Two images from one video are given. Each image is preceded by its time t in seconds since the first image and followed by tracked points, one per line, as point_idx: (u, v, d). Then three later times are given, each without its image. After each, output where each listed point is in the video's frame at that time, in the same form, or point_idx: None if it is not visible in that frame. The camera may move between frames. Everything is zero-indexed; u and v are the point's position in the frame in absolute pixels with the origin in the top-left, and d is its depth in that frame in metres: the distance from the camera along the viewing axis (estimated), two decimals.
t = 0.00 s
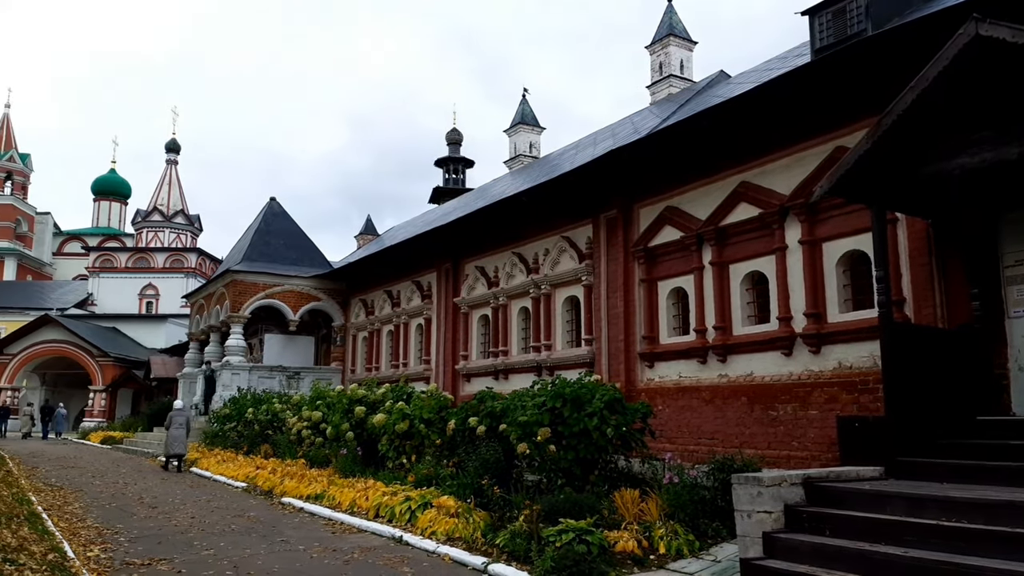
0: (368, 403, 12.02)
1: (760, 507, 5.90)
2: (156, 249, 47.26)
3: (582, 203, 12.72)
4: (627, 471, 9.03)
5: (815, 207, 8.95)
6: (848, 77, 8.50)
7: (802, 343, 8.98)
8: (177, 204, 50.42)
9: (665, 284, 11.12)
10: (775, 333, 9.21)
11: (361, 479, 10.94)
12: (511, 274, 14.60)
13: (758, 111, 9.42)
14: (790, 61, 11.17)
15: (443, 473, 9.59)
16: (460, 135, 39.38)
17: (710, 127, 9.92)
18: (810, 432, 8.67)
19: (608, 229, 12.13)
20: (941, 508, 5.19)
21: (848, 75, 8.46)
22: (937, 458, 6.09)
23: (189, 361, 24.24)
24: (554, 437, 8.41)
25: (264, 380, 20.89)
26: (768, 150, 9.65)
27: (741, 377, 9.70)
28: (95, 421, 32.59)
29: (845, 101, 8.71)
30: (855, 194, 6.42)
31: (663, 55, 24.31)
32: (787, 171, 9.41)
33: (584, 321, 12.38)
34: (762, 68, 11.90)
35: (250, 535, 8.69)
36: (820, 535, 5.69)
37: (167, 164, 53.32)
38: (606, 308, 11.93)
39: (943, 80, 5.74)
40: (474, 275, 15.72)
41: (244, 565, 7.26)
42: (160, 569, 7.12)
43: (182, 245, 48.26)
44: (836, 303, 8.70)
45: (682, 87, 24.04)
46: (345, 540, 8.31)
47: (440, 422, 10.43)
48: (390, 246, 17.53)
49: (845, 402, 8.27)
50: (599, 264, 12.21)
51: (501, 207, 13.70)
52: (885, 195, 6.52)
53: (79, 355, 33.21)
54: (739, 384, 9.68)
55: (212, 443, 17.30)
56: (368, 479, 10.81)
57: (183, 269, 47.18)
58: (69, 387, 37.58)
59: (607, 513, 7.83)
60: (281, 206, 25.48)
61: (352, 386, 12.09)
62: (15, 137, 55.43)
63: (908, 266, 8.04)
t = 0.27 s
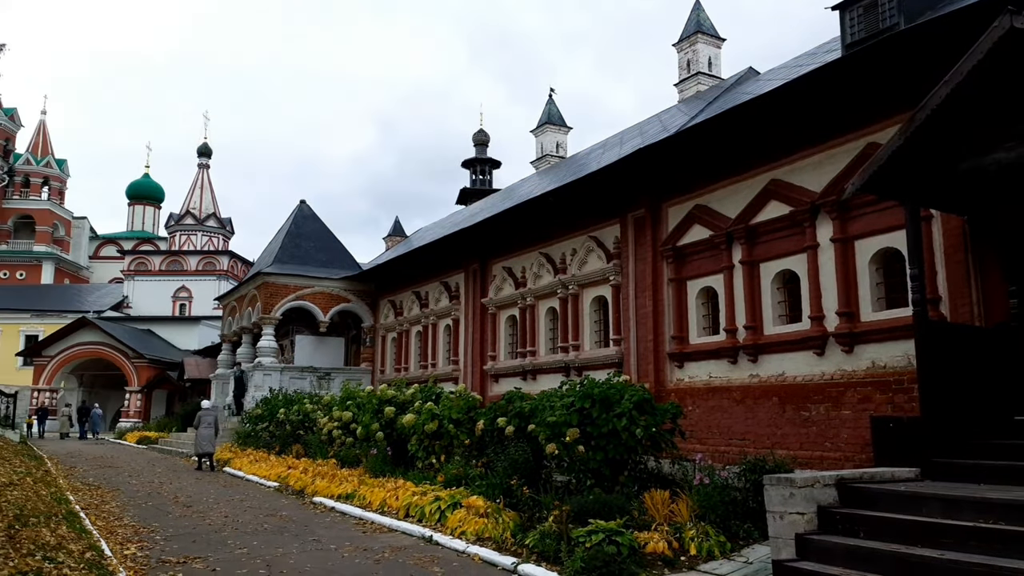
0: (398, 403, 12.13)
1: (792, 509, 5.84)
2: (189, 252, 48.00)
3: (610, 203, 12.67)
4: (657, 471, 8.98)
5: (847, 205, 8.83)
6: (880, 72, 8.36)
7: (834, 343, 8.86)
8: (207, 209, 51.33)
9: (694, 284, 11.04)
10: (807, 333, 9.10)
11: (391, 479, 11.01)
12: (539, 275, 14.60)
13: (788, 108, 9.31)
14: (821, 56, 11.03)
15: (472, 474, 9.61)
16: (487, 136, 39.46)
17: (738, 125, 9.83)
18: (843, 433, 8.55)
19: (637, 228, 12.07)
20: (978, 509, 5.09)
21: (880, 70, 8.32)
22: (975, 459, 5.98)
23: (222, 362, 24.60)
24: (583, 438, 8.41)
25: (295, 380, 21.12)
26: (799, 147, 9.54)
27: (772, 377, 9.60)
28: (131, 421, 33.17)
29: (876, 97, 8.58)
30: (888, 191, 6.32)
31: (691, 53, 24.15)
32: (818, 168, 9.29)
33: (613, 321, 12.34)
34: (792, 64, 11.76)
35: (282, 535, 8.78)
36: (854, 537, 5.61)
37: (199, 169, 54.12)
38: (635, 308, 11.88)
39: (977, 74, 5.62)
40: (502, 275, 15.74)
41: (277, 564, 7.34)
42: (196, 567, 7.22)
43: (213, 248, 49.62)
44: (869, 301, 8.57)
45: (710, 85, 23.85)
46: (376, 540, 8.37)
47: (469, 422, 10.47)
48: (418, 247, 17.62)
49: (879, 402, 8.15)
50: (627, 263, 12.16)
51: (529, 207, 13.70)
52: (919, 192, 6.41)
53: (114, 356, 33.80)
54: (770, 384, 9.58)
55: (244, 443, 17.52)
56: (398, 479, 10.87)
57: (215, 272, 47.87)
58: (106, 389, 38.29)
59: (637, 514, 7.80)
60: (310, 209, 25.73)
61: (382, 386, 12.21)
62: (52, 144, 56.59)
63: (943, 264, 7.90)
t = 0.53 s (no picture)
0: (423, 403, 12.20)
1: (821, 510, 5.77)
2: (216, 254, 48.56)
3: (634, 202, 12.61)
4: (684, 472, 8.92)
5: (877, 202, 8.69)
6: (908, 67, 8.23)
7: (863, 342, 8.73)
8: (234, 211, 51.95)
9: (720, 283, 10.96)
10: (836, 332, 8.98)
11: (417, 479, 11.04)
12: (562, 275, 14.57)
13: (814, 104, 9.20)
14: (848, 51, 10.88)
15: (497, 474, 9.62)
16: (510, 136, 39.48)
17: (764, 122, 9.73)
18: (873, 434, 8.42)
19: (661, 228, 12.01)
20: (1012, 511, 4.98)
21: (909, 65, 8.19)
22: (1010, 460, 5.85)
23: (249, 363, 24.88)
24: (608, 439, 8.39)
25: (321, 381, 21.28)
26: (826, 144, 9.42)
27: (800, 377, 9.49)
28: (160, 422, 33.65)
29: (905, 92, 8.44)
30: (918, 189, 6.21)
31: (716, 50, 23.96)
32: (845, 165, 9.17)
33: (637, 321, 12.29)
34: (818, 60, 11.61)
35: (309, 534, 8.86)
36: (885, 538, 5.52)
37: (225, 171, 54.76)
38: (660, 308, 11.81)
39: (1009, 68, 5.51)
40: (525, 276, 15.74)
41: (303, 563, 7.40)
42: (224, 566, 7.30)
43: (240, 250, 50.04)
44: (899, 300, 8.43)
45: (735, 82, 23.65)
46: (402, 540, 8.41)
47: (493, 422, 10.50)
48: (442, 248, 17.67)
49: (910, 402, 8.02)
50: (651, 263, 12.10)
51: (552, 207, 13.68)
52: (950, 189, 6.30)
53: (144, 357, 34.35)
54: (798, 384, 9.48)
55: (271, 442, 17.66)
56: (423, 479, 10.90)
57: (242, 273, 48.39)
58: (136, 389, 38.86)
59: (663, 515, 7.75)
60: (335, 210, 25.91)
61: (406, 387, 12.31)
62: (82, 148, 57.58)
63: (976, 261, 7.74)
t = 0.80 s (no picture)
0: (451, 402, 12.27)
1: (854, 510, 5.70)
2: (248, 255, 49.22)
3: (662, 200, 12.56)
4: (714, 472, 8.87)
5: (909, 197, 8.56)
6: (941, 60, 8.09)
7: (896, 340, 8.61)
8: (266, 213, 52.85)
9: (749, 281, 10.87)
10: (868, 330, 8.87)
11: (446, 477, 11.11)
12: (590, 274, 14.55)
13: (844, 98, 9.08)
14: (879, 45, 10.73)
15: (526, 472, 9.64)
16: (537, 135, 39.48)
17: (793, 118, 9.63)
18: (907, 433, 8.30)
19: (689, 225, 11.94)
20: None
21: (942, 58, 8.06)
22: None
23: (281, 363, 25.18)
24: (637, 437, 8.35)
25: (351, 380, 21.48)
26: (857, 139, 9.30)
27: (832, 375, 9.38)
28: (194, 421, 34.19)
29: (938, 85, 8.30)
30: (951, 183, 6.11)
31: (744, 46, 23.73)
32: (877, 160, 9.05)
33: (666, 319, 12.24)
34: (849, 54, 11.46)
35: (340, 531, 8.96)
36: (919, 539, 5.45)
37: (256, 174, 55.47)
38: (689, 306, 11.75)
39: None
40: (553, 275, 15.74)
41: (335, 560, 7.49)
42: (258, 563, 7.41)
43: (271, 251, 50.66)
44: (933, 297, 8.29)
45: (764, 78, 23.40)
46: (432, 537, 8.47)
47: (522, 422, 10.53)
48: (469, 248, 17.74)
49: (945, 400, 7.89)
50: (679, 261, 12.04)
51: (579, 206, 13.67)
52: (984, 183, 6.18)
53: (179, 357, 34.91)
54: (829, 383, 9.37)
55: (302, 441, 17.86)
56: (453, 477, 10.96)
57: (273, 274, 48.99)
58: (171, 389, 39.53)
59: (693, 514, 7.71)
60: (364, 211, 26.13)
61: (435, 386, 12.39)
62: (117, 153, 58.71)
63: (1012, 256, 7.59)
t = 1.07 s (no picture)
0: (476, 401, 12.31)
1: (885, 511, 5.61)
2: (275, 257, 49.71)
3: (687, 198, 12.48)
4: (741, 472, 8.80)
5: (939, 193, 8.42)
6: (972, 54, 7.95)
7: (927, 338, 8.47)
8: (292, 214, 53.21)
9: (776, 279, 10.77)
10: (898, 328, 8.74)
11: (471, 476, 11.13)
12: (614, 273, 14.51)
13: (872, 94, 8.95)
14: (908, 39, 10.56)
15: (551, 472, 9.63)
16: (560, 134, 39.41)
17: (820, 114, 9.52)
18: (938, 432, 8.16)
19: (715, 224, 11.85)
20: None
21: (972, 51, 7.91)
22: None
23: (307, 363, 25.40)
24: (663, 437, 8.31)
25: (377, 379, 21.60)
26: (885, 135, 9.17)
27: (860, 374, 9.26)
28: (223, 420, 34.60)
29: (969, 79, 8.16)
30: (983, 179, 5.98)
31: (769, 42, 23.49)
32: (906, 156, 8.91)
33: (692, 318, 12.16)
34: (877, 48, 11.30)
35: (367, 530, 9.02)
36: (952, 540, 5.35)
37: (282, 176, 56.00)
38: (715, 305, 11.67)
39: None
40: (577, 274, 15.71)
41: (362, 558, 7.54)
42: (286, 561, 7.48)
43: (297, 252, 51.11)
44: (964, 294, 8.15)
45: (789, 73, 23.14)
46: (458, 536, 8.50)
47: (546, 421, 10.53)
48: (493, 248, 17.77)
49: (977, 399, 7.75)
50: (705, 259, 11.96)
51: (603, 205, 13.63)
52: (1017, 179, 6.05)
53: (208, 357, 35.37)
54: (858, 381, 9.25)
55: (329, 440, 17.99)
56: (478, 476, 10.99)
57: (299, 275, 49.43)
58: (200, 389, 40.04)
59: (720, 515, 7.65)
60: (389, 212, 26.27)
61: (460, 385, 12.43)
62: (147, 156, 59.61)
63: None
